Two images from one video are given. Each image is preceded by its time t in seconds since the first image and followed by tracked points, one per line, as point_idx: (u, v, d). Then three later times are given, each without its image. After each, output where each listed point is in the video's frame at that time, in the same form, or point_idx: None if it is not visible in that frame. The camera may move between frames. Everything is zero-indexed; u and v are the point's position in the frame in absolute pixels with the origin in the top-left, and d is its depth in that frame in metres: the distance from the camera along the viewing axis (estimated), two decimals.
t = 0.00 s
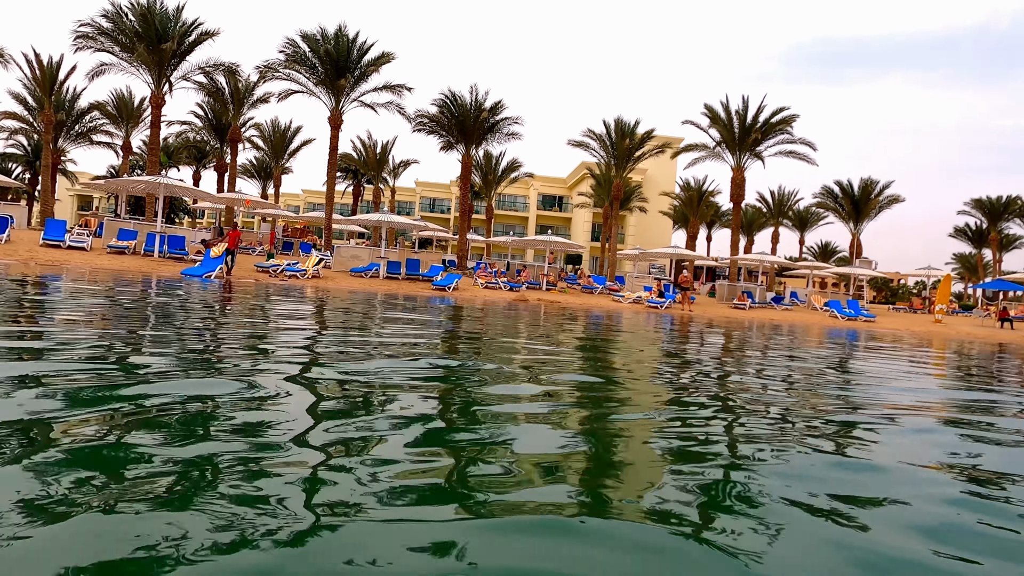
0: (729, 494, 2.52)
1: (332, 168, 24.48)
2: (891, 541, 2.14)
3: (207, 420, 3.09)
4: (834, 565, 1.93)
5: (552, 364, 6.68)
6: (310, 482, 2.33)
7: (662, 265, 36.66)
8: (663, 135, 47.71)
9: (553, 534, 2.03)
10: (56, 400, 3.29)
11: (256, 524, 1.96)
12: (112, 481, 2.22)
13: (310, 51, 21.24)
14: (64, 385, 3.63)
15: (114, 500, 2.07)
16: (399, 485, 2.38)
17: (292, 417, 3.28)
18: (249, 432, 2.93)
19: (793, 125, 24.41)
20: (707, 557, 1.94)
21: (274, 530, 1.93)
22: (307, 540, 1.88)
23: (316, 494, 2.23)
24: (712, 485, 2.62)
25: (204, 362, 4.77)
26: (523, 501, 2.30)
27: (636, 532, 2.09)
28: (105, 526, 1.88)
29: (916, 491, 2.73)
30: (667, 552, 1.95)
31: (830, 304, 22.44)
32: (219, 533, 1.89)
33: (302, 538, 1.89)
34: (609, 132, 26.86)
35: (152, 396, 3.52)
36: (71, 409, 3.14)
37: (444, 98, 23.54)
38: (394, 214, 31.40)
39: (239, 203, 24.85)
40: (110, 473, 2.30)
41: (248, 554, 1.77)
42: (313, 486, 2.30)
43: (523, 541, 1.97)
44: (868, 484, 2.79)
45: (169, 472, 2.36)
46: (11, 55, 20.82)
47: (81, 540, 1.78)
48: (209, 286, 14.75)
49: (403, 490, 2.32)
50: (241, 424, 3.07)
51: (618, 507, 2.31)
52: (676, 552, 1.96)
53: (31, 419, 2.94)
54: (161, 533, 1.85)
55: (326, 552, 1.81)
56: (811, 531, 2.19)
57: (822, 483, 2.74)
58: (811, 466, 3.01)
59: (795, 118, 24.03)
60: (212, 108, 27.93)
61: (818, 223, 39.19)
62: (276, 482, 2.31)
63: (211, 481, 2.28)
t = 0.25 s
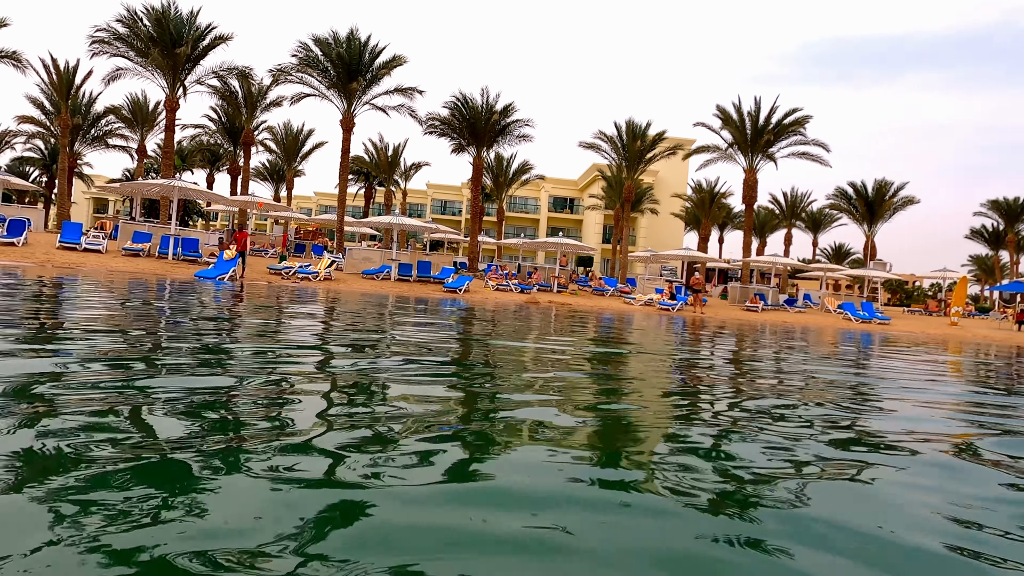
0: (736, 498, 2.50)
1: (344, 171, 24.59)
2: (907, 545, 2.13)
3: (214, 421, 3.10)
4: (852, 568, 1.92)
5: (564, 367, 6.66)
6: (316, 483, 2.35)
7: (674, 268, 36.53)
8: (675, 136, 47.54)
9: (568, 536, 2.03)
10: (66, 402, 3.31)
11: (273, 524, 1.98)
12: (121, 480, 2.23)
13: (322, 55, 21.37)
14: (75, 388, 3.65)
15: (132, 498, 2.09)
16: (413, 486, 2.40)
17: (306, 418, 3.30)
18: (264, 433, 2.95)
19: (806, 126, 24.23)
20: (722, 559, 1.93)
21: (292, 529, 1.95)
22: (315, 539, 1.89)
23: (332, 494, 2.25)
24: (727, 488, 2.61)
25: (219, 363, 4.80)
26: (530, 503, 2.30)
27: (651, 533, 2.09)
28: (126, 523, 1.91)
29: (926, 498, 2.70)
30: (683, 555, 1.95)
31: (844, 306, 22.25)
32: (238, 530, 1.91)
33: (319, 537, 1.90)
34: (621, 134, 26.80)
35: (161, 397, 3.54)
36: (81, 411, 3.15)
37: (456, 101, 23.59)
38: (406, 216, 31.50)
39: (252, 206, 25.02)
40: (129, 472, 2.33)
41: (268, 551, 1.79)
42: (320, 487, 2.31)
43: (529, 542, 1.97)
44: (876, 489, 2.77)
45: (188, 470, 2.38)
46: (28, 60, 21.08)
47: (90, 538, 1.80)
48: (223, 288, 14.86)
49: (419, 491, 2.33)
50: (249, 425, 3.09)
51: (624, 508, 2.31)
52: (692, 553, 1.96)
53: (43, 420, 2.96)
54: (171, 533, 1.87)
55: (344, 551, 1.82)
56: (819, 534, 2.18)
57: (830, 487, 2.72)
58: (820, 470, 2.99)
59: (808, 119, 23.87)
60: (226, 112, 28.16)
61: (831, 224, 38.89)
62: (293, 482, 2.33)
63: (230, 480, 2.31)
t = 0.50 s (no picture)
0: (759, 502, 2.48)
1: (365, 174, 24.78)
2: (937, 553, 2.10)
3: (242, 419, 3.18)
4: None
5: (584, 369, 6.64)
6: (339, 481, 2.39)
7: (695, 270, 36.27)
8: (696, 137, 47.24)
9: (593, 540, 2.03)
10: (99, 399, 3.41)
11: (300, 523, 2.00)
12: (156, 475, 2.32)
13: (344, 59, 21.59)
14: (107, 385, 3.75)
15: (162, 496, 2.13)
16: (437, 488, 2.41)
17: (328, 418, 3.33)
18: (288, 433, 2.99)
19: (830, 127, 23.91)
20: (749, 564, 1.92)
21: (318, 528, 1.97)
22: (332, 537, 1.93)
23: (357, 494, 2.27)
24: (751, 493, 2.59)
25: (242, 365, 4.85)
26: (553, 505, 2.30)
27: (676, 537, 2.08)
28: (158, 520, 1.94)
29: (954, 503, 2.65)
30: (709, 559, 1.93)
31: (869, 309, 21.90)
32: (266, 528, 1.94)
33: (345, 537, 1.92)
34: (641, 136, 26.68)
35: (191, 396, 3.63)
36: (114, 407, 3.25)
37: (476, 104, 23.66)
38: (427, 219, 31.65)
39: (275, 209, 25.32)
40: (159, 471, 2.36)
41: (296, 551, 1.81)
42: (343, 485, 2.35)
43: (545, 543, 1.98)
44: (905, 494, 2.73)
45: (214, 470, 2.41)
46: (59, 68, 21.57)
47: (122, 529, 1.87)
48: (246, 291, 15.04)
49: (442, 493, 2.34)
50: (276, 423, 3.16)
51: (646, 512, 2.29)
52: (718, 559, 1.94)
53: (74, 418, 3.02)
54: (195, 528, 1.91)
55: (369, 552, 1.84)
56: (838, 540, 2.16)
57: (854, 491, 2.69)
58: (844, 475, 2.94)
59: (832, 119, 23.56)
60: (249, 117, 28.55)
61: (856, 226, 38.32)
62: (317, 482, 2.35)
63: (255, 480, 2.33)
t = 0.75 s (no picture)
0: (770, 505, 2.47)
1: (378, 175, 24.88)
2: (951, 559, 2.08)
3: (257, 418, 3.22)
4: None
5: (597, 371, 6.62)
6: (346, 482, 2.40)
7: (708, 271, 36.11)
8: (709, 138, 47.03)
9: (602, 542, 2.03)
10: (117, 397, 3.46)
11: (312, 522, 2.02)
12: (166, 474, 2.35)
13: (356, 61, 21.70)
14: (118, 386, 3.76)
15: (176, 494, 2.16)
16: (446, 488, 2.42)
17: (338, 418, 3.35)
18: (300, 433, 3.01)
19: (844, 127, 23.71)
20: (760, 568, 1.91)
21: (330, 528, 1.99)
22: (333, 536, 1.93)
23: (368, 496, 2.29)
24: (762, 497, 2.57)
25: (255, 365, 4.88)
26: (562, 507, 2.31)
27: (686, 541, 2.08)
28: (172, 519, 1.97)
29: (973, 510, 2.59)
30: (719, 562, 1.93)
31: (884, 311, 21.69)
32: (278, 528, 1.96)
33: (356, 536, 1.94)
34: (654, 136, 26.60)
35: (208, 394, 3.69)
36: (133, 405, 3.31)
37: (488, 105, 23.69)
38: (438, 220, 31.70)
39: (288, 210, 25.48)
40: (172, 470, 2.39)
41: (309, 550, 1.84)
42: (350, 486, 2.36)
43: (555, 545, 1.99)
44: (921, 501, 2.67)
45: (226, 469, 2.43)
46: (76, 71, 21.84)
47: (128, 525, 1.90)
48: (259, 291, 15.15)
49: (453, 494, 2.35)
50: (288, 423, 3.18)
51: (657, 515, 2.29)
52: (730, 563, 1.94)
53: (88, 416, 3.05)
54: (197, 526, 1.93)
55: (381, 552, 1.86)
56: (844, 545, 2.13)
57: (866, 498, 2.65)
58: (858, 480, 2.92)
59: (847, 119, 23.36)
60: (263, 118, 28.76)
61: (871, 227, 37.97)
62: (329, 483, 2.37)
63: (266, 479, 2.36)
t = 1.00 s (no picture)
0: (777, 502, 2.50)
1: (388, 177, 24.96)
2: (954, 554, 2.11)
3: (268, 417, 3.27)
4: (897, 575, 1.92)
5: (607, 371, 6.63)
6: (348, 480, 2.43)
7: (718, 272, 35.97)
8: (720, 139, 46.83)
9: (609, 532, 2.10)
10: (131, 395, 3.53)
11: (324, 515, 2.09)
12: (187, 467, 2.43)
13: (367, 63, 21.79)
14: (135, 384, 3.83)
15: (194, 489, 2.22)
16: (459, 484, 2.48)
17: (352, 417, 3.41)
18: (313, 431, 3.07)
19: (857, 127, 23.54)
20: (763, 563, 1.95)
21: (343, 521, 2.06)
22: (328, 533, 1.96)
23: (379, 489, 2.35)
24: (769, 493, 2.61)
25: (268, 366, 4.93)
26: (569, 502, 2.36)
27: (690, 534, 2.12)
28: (189, 510, 2.04)
29: (989, 514, 2.56)
30: (723, 555, 1.98)
31: (897, 312, 21.54)
32: (292, 522, 2.02)
33: (367, 530, 2.00)
34: (664, 137, 26.53)
35: (221, 394, 3.75)
36: (147, 403, 3.38)
37: (497, 106, 23.72)
38: (448, 222, 31.76)
39: (298, 212, 25.63)
40: (190, 465, 2.46)
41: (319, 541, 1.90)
42: (358, 486, 2.37)
43: (564, 539, 2.04)
44: (926, 503, 2.66)
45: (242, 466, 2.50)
46: (90, 74, 22.08)
47: (126, 519, 1.94)
48: (271, 292, 15.25)
49: (463, 489, 2.42)
50: (302, 421, 3.25)
51: (664, 509, 2.34)
52: (734, 556, 1.98)
53: (107, 413, 3.13)
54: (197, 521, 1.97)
55: (394, 544, 1.92)
56: (840, 546, 2.12)
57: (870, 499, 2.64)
58: (865, 479, 2.94)
59: (859, 119, 23.20)
60: (274, 121, 28.95)
61: (883, 227, 37.68)
62: (343, 478, 2.44)
63: (281, 476, 2.42)
